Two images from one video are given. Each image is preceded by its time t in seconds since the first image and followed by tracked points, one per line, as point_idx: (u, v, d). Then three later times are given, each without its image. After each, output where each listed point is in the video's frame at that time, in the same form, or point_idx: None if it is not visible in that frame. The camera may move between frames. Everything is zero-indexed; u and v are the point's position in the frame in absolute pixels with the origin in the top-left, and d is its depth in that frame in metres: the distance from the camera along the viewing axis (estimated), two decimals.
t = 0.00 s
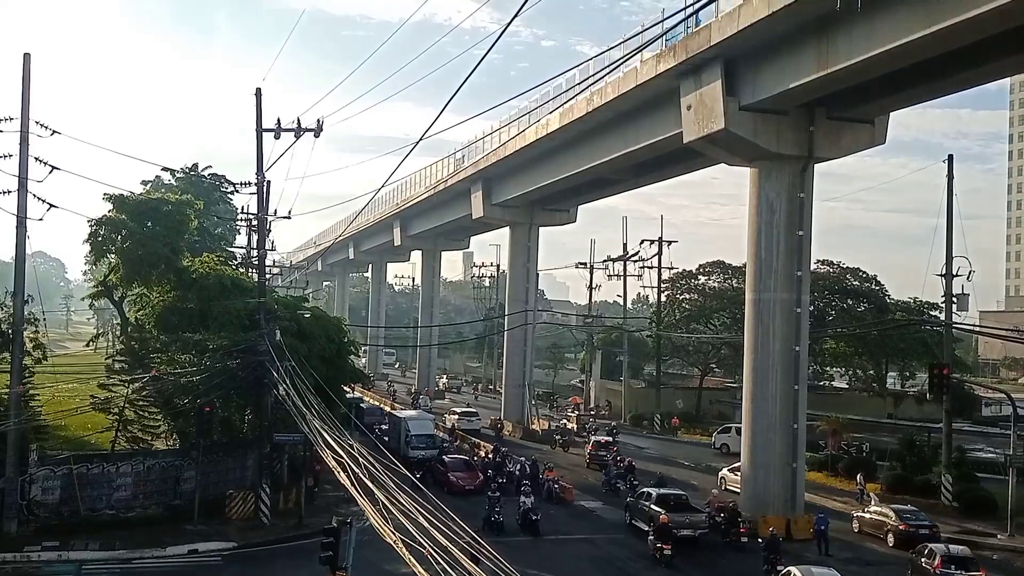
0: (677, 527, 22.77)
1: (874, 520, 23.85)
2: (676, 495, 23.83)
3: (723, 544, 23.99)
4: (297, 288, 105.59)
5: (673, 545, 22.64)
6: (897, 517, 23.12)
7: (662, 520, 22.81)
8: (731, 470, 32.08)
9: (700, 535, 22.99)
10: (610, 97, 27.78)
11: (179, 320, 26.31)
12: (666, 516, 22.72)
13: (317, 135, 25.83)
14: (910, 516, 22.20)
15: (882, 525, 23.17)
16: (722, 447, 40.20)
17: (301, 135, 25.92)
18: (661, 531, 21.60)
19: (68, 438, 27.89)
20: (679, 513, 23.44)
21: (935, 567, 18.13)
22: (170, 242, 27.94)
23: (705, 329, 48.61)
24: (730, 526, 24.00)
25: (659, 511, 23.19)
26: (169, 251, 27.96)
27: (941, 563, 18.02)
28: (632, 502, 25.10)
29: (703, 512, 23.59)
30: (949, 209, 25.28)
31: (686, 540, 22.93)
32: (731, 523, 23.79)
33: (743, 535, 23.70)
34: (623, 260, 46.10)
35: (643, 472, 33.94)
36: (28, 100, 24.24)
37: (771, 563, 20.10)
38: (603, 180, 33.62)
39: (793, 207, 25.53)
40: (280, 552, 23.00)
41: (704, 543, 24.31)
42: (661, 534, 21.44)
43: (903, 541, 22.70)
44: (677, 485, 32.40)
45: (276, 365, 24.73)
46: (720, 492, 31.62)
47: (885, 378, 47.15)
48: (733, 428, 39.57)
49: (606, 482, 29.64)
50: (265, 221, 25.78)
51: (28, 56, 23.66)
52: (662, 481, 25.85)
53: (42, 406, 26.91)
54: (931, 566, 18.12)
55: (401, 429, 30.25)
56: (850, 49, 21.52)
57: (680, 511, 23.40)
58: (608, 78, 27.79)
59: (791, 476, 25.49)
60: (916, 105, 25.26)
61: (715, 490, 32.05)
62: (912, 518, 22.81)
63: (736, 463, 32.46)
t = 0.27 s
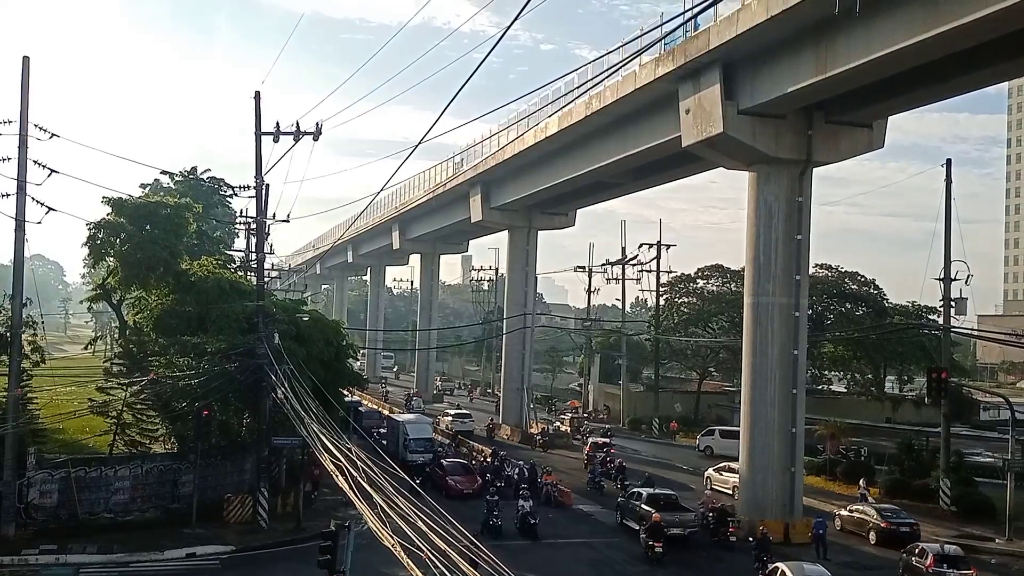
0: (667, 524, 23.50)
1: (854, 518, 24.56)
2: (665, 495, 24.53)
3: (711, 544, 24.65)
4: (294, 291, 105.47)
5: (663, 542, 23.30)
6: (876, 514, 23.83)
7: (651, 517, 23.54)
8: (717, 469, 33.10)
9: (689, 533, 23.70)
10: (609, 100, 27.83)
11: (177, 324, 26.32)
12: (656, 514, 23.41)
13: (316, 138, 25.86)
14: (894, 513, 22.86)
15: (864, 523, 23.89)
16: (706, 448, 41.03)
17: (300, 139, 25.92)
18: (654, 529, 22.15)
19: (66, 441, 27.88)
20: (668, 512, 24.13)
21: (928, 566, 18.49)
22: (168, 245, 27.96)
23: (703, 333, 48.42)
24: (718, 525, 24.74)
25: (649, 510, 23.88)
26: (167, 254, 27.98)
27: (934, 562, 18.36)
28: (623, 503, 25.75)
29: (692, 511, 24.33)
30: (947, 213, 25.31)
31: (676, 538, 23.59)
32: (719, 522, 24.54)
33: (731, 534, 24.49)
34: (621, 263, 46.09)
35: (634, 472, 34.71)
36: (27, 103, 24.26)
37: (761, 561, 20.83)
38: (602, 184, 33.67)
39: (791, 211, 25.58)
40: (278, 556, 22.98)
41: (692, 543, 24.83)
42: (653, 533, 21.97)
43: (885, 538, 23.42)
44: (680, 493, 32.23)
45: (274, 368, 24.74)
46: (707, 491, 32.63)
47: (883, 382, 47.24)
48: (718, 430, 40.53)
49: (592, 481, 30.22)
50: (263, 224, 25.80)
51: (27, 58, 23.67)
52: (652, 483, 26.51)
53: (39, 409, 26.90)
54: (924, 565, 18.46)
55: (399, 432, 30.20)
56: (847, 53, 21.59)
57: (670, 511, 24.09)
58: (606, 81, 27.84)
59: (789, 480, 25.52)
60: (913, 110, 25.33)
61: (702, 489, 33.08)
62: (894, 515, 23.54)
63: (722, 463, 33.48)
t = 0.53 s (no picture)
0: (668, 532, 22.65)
1: (852, 527, 24.13)
2: (664, 504, 23.73)
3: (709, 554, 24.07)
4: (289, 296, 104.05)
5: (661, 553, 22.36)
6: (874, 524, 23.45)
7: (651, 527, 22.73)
8: (712, 477, 32.70)
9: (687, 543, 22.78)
10: (611, 94, 26.65)
11: (158, 329, 25.08)
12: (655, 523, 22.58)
13: (303, 134, 24.64)
14: (894, 522, 22.43)
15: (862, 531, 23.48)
16: (700, 457, 40.21)
17: (287, 135, 24.72)
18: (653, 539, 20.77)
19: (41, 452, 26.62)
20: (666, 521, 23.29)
21: None
22: (148, 247, 26.77)
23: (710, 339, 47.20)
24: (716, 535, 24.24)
25: (647, 520, 23.06)
26: (147, 256, 26.78)
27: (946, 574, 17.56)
28: (619, 513, 24.89)
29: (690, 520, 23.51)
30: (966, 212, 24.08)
31: (675, 549, 22.68)
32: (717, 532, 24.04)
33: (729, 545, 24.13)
34: (624, 264, 44.89)
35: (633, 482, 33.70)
36: None
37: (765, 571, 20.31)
38: (603, 182, 32.48)
39: (802, 210, 24.37)
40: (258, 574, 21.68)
41: (691, 554, 23.99)
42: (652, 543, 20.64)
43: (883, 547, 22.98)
44: (683, 505, 30.89)
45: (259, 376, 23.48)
46: (703, 500, 32.15)
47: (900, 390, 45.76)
48: (713, 440, 39.71)
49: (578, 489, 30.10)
50: (248, 224, 24.55)
51: None
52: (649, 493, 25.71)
53: (12, 419, 25.59)
54: None
55: (391, 442, 28.91)
56: (863, 44, 20.37)
57: (668, 520, 23.25)
58: (609, 74, 26.65)
59: (800, 493, 24.29)
60: (930, 104, 24.12)
61: (698, 498, 32.63)
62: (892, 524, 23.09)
63: (717, 472, 33.11)
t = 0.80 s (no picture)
0: (669, 551, 21.48)
1: (857, 542, 22.81)
2: (664, 520, 22.61)
3: (711, 571, 21.82)
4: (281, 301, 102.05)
5: (664, 573, 20.97)
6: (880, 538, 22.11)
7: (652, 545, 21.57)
8: (711, 490, 31.38)
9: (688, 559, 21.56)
10: (616, 84, 24.99)
11: (128, 335, 23.34)
12: (655, 538, 21.49)
13: (285, 126, 23.08)
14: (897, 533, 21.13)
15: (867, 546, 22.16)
16: (698, 471, 38.72)
17: (268, 126, 23.22)
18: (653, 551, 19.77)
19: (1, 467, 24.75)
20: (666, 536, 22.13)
21: None
22: (118, 246, 25.01)
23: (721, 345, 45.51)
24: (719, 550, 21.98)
25: (647, 535, 21.91)
26: (118, 256, 25.01)
27: None
28: (616, 527, 23.73)
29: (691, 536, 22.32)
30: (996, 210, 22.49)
31: (675, 566, 21.50)
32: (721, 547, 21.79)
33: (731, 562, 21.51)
34: (631, 266, 43.21)
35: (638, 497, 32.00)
36: None
37: None
38: (605, 178, 30.88)
39: (821, 208, 22.73)
40: None
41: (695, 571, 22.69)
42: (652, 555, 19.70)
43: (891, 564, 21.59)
44: (686, 520, 29.19)
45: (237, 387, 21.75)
46: (702, 515, 30.82)
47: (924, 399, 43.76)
48: (710, 452, 38.14)
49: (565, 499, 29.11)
50: (225, 222, 22.84)
51: None
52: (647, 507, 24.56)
53: None
54: None
55: (379, 457, 27.21)
56: (891, 30, 18.72)
57: (667, 535, 22.11)
58: (613, 62, 25.01)
59: (819, 511, 22.62)
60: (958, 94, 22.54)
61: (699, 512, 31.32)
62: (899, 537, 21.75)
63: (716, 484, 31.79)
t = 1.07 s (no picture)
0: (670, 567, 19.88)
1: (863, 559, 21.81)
2: (663, 533, 20.98)
3: None
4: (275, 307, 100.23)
5: None
6: (887, 553, 21.01)
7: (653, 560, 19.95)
8: (714, 503, 29.81)
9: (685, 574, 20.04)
10: (623, 71, 23.42)
11: (97, 339, 21.71)
12: (656, 554, 19.91)
13: (269, 113, 21.56)
14: (905, 548, 20.16)
15: (874, 563, 21.13)
16: (699, 485, 37.25)
17: (250, 116, 21.69)
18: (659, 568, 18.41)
19: None
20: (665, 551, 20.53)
21: None
22: (87, 244, 23.30)
23: (738, 350, 44.37)
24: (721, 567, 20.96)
25: (646, 550, 20.32)
26: (88, 255, 23.30)
27: None
28: (612, 542, 22.17)
29: (693, 550, 20.80)
30: None
31: None
32: (723, 562, 20.82)
33: None
34: (639, 267, 41.55)
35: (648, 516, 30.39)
36: None
37: None
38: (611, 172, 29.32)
39: (844, 203, 21.11)
40: None
41: None
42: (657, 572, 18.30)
43: None
44: (695, 536, 27.52)
45: (214, 395, 20.11)
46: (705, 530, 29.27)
47: (955, 409, 41.60)
48: (711, 465, 36.53)
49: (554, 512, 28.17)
50: (204, 217, 21.24)
51: None
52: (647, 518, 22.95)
53: None
54: None
55: (368, 471, 25.54)
56: (925, 8, 17.13)
57: (666, 550, 20.51)
58: (620, 48, 23.44)
59: (842, 530, 20.97)
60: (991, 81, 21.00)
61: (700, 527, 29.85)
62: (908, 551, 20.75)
63: (719, 496, 30.22)
